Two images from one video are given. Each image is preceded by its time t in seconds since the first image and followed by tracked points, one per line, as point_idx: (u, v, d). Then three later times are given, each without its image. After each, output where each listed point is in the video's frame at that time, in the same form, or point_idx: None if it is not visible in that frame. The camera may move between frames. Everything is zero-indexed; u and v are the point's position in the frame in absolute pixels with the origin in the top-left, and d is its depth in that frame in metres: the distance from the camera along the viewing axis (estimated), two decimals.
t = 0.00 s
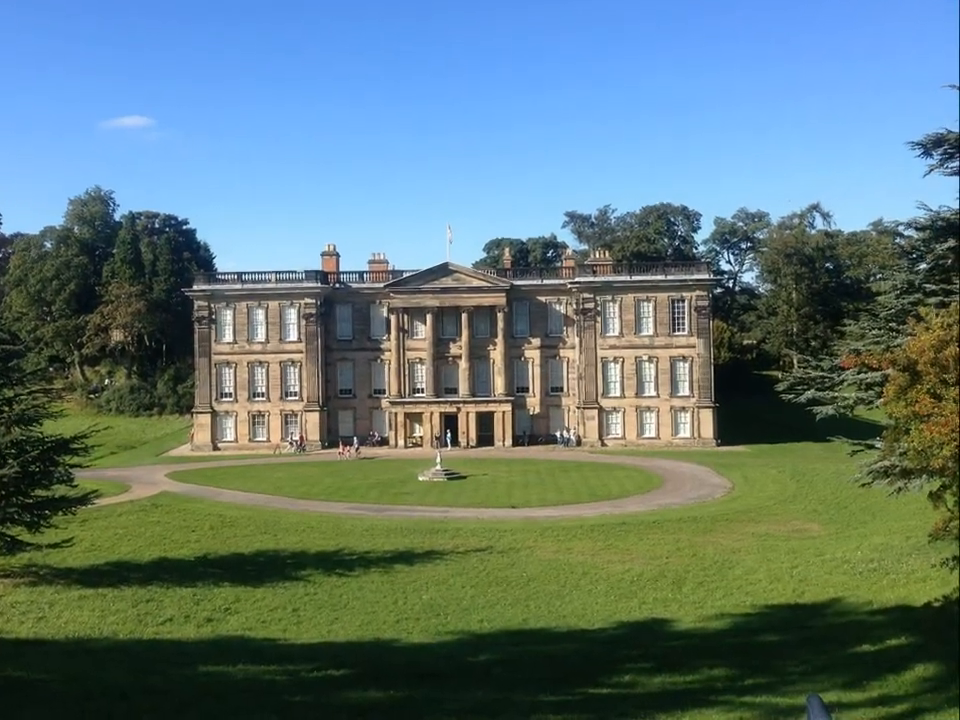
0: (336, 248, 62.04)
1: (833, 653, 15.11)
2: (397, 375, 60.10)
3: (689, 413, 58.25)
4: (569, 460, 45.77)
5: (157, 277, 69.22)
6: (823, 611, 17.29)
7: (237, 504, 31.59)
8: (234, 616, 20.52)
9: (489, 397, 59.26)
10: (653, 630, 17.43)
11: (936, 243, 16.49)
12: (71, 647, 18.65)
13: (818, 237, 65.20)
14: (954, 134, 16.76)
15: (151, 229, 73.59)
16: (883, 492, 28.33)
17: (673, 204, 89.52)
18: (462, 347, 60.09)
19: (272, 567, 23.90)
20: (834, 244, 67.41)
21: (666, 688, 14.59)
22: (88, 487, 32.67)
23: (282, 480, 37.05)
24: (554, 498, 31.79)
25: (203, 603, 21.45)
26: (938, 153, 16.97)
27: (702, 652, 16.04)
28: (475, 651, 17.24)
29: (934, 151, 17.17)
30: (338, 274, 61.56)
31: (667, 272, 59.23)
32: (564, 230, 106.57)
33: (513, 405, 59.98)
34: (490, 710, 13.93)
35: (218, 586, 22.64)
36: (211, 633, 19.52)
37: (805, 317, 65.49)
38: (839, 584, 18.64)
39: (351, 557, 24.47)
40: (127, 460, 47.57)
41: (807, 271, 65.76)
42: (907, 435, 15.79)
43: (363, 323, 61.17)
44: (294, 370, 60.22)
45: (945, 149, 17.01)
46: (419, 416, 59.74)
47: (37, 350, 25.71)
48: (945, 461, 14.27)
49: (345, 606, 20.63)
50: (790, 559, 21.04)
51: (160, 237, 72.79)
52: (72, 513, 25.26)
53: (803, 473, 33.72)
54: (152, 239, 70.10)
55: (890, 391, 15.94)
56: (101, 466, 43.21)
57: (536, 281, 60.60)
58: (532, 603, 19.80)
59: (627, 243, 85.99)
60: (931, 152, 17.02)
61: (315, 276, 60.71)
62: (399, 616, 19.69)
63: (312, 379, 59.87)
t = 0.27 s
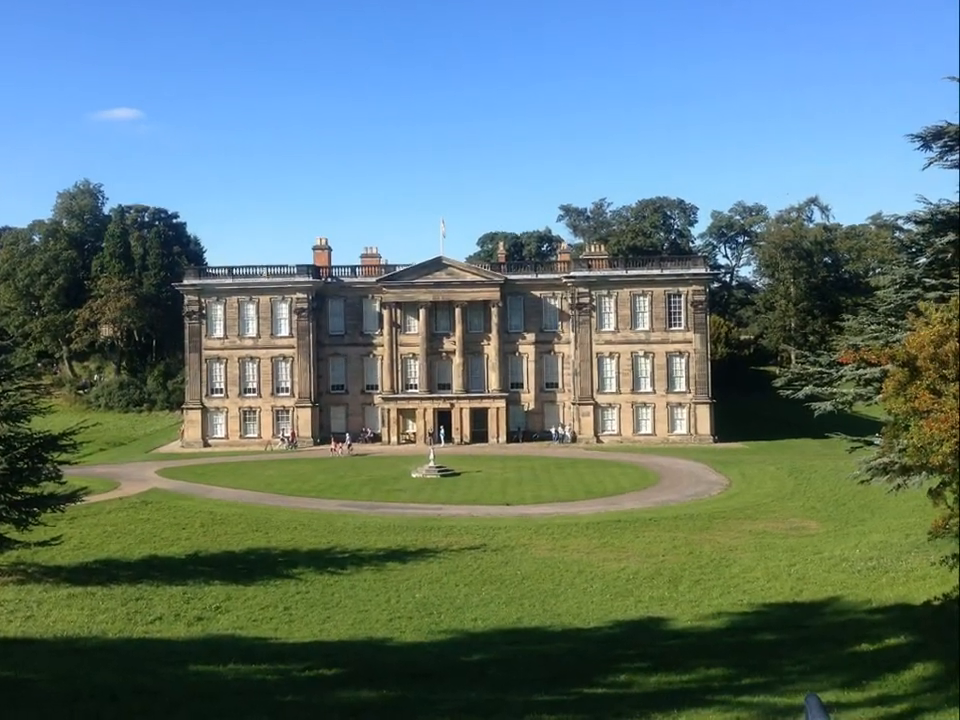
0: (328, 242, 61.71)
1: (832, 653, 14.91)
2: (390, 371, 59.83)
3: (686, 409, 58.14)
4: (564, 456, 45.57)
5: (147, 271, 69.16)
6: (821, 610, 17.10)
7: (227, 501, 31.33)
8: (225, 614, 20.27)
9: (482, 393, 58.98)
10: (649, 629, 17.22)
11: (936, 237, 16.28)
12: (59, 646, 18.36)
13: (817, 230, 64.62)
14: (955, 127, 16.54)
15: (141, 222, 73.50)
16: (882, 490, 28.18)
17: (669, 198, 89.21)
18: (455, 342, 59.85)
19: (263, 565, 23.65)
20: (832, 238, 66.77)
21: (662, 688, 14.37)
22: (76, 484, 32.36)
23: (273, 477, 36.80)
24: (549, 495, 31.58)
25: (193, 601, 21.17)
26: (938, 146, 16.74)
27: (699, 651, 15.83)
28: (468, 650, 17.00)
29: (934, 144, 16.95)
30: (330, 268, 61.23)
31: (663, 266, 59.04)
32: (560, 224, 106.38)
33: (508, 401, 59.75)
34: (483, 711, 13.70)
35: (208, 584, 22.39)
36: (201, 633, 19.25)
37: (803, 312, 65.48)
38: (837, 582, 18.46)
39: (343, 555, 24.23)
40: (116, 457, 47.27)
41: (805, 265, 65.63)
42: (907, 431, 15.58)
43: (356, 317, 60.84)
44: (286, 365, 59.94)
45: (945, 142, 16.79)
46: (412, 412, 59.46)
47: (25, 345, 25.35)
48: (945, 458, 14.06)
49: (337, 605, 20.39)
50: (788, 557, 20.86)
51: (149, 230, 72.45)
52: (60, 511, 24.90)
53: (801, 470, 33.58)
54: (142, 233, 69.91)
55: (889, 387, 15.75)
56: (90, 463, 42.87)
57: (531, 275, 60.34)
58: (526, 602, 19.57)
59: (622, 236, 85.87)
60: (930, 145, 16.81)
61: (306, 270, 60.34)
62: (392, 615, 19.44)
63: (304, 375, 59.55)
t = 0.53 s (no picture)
0: (320, 236, 61.33)
1: (829, 652, 14.73)
2: (382, 366, 59.53)
3: (683, 405, 58.00)
4: (560, 453, 45.32)
5: (136, 265, 68.90)
6: (819, 609, 16.92)
7: (218, 498, 31.03)
8: (216, 613, 20.01)
9: (476, 389, 58.73)
10: (645, 628, 17.01)
11: (935, 231, 16.07)
12: (47, 645, 18.08)
13: (815, 224, 64.93)
14: (955, 119, 16.32)
15: (131, 216, 73.13)
16: (881, 486, 28.00)
17: (665, 191, 88.78)
18: (449, 337, 59.56)
19: (254, 562, 23.40)
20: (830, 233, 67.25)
21: (658, 687, 14.15)
22: (65, 481, 32.06)
23: (264, 474, 36.52)
24: (543, 492, 31.35)
25: (182, 600, 20.91)
26: (937, 139, 16.52)
27: (696, 650, 15.63)
28: (461, 649, 16.78)
29: (934, 136, 16.73)
30: (322, 262, 60.88)
31: (659, 261, 58.80)
32: (555, 218, 106.12)
33: (502, 397, 59.52)
34: (477, 711, 13.47)
35: (199, 582, 22.12)
36: (190, 631, 18.98)
37: (800, 308, 65.13)
38: (836, 580, 18.29)
39: (335, 553, 23.95)
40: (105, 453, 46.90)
41: (803, 260, 65.72)
42: (906, 427, 15.38)
43: (348, 312, 60.49)
44: (277, 361, 59.58)
45: (945, 134, 16.57)
46: (405, 408, 59.23)
47: (13, 340, 25.02)
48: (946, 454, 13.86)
49: (328, 603, 20.14)
50: (785, 555, 20.69)
51: (139, 223, 72.05)
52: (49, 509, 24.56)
53: (799, 467, 33.41)
54: (131, 227, 69.70)
55: (889, 382, 15.55)
56: (80, 460, 42.55)
57: (525, 269, 60.07)
58: (520, 600, 19.34)
59: (618, 230, 85.67)
60: (930, 137, 16.59)
61: (298, 265, 59.99)
62: (385, 614, 19.19)
63: (295, 370, 59.23)
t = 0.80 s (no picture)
0: (312, 230, 60.97)
1: (827, 651, 14.53)
2: (374, 362, 59.24)
3: (679, 401, 57.77)
4: (555, 450, 45.04)
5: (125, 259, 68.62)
6: (817, 607, 16.73)
7: (208, 495, 30.75)
8: (206, 612, 19.74)
9: (470, 385, 58.48)
10: (640, 627, 16.82)
11: (936, 225, 15.88)
12: (34, 644, 17.78)
13: (812, 218, 63.45)
14: (954, 111, 16.11)
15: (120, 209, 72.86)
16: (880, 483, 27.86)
17: (661, 184, 88.33)
18: (442, 333, 59.29)
19: (245, 560, 23.13)
20: (829, 224, 65.07)
21: (654, 687, 13.95)
22: (53, 478, 31.75)
23: (255, 470, 36.22)
24: (538, 490, 31.12)
25: (172, 598, 20.64)
26: (937, 131, 16.31)
27: (692, 649, 15.43)
28: (454, 648, 16.55)
29: (934, 129, 16.51)
30: (313, 256, 60.49)
31: (655, 255, 58.59)
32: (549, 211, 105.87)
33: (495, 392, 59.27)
34: (470, 711, 13.23)
35: (189, 581, 21.84)
36: (180, 630, 18.70)
37: (798, 302, 65.89)
38: (834, 578, 18.11)
39: (326, 551, 23.69)
40: (93, 450, 46.54)
41: (800, 253, 64.97)
42: (905, 423, 15.17)
43: (340, 307, 60.18)
44: (268, 356, 59.25)
45: (944, 127, 16.35)
46: (397, 404, 58.90)
47: None
48: (945, 451, 13.66)
49: (320, 602, 19.89)
50: (783, 553, 20.50)
51: (128, 217, 71.82)
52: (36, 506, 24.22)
53: (796, 464, 33.25)
54: (120, 220, 69.71)
55: (888, 378, 15.35)
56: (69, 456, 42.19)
57: (519, 263, 59.79)
58: (514, 599, 19.12)
59: (613, 224, 85.53)
60: (929, 130, 16.37)
61: (289, 258, 59.58)
62: (378, 613, 18.94)
63: (286, 366, 58.92)
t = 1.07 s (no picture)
0: (303, 223, 60.64)
1: (825, 650, 14.35)
2: (366, 357, 58.94)
3: (675, 397, 57.64)
4: (549, 446, 44.87)
5: (114, 252, 68.38)
6: (815, 606, 16.53)
7: (198, 492, 30.47)
8: (196, 610, 19.47)
9: (463, 381, 58.22)
10: (636, 626, 16.60)
11: (936, 219, 15.66)
12: (20, 643, 17.48)
13: (810, 212, 64.58)
14: (954, 103, 15.89)
15: (109, 203, 72.68)
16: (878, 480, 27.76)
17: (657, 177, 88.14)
18: (435, 327, 58.99)
19: (236, 558, 22.87)
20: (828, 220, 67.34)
21: (649, 687, 13.73)
22: (41, 475, 31.43)
23: (246, 467, 35.94)
24: (532, 486, 30.94)
25: (161, 597, 20.34)
26: (936, 125, 16.07)
27: (689, 648, 15.24)
28: (447, 647, 16.32)
29: (933, 121, 16.29)
30: (305, 250, 60.14)
31: (651, 249, 58.40)
32: (543, 204, 105.68)
33: (489, 388, 59.03)
34: (463, 711, 13.00)
35: (178, 579, 21.56)
36: (169, 629, 18.43)
37: (796, 296, 65.11)
38: (833, 576, 17.94)
39: (318, 548, 23.44)
40: (82, 446, 46.22)
41: (798, 247, 65.54)
42: (905, 420, 14.96)
43: (331, 302, 59.88)
44: (258, 351, 58.91)
45: (944, 119, 16.13)
46: (390, 400, 58.61)
47: None
48: (946, 449, 13.45)
49: (312, 600, 19.64)
50: (781, 551, 20.31)
51: (117, 210, 71.54)
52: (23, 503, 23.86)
53: (793, 460, 33.14)
54: (108, 214, 69.53)
55: (888, 373, 15.13)
56: (57, 453, 41.84)
57: (513, 257, 59.56)
58: (509, 598, 18.88)
59: (608, 217, 85.43)
60: (929, 122, 16.15)
61: (280, 252, 59.23)
62: (370, 612, 18.67)
63: (277, 361, 58.60)
